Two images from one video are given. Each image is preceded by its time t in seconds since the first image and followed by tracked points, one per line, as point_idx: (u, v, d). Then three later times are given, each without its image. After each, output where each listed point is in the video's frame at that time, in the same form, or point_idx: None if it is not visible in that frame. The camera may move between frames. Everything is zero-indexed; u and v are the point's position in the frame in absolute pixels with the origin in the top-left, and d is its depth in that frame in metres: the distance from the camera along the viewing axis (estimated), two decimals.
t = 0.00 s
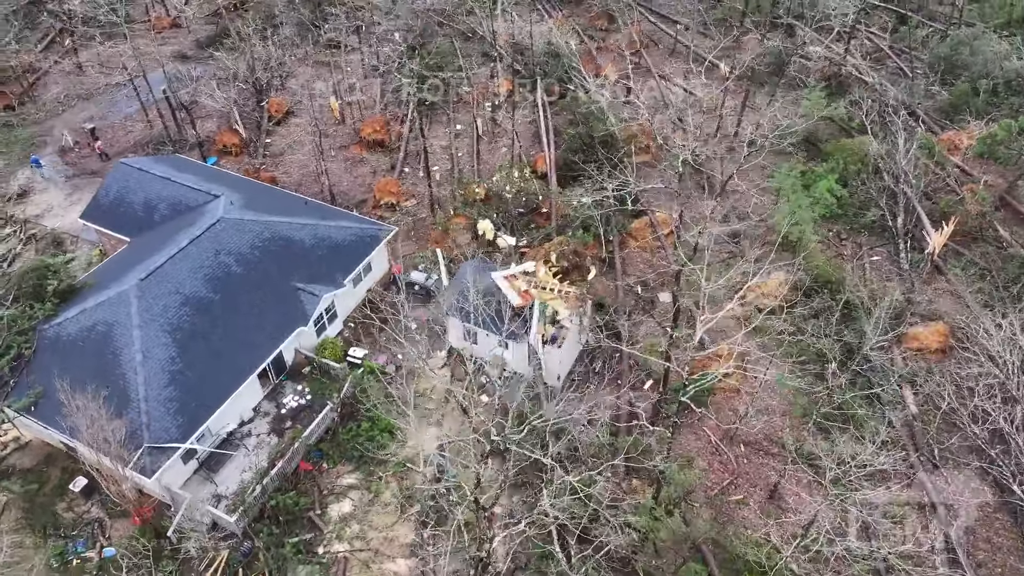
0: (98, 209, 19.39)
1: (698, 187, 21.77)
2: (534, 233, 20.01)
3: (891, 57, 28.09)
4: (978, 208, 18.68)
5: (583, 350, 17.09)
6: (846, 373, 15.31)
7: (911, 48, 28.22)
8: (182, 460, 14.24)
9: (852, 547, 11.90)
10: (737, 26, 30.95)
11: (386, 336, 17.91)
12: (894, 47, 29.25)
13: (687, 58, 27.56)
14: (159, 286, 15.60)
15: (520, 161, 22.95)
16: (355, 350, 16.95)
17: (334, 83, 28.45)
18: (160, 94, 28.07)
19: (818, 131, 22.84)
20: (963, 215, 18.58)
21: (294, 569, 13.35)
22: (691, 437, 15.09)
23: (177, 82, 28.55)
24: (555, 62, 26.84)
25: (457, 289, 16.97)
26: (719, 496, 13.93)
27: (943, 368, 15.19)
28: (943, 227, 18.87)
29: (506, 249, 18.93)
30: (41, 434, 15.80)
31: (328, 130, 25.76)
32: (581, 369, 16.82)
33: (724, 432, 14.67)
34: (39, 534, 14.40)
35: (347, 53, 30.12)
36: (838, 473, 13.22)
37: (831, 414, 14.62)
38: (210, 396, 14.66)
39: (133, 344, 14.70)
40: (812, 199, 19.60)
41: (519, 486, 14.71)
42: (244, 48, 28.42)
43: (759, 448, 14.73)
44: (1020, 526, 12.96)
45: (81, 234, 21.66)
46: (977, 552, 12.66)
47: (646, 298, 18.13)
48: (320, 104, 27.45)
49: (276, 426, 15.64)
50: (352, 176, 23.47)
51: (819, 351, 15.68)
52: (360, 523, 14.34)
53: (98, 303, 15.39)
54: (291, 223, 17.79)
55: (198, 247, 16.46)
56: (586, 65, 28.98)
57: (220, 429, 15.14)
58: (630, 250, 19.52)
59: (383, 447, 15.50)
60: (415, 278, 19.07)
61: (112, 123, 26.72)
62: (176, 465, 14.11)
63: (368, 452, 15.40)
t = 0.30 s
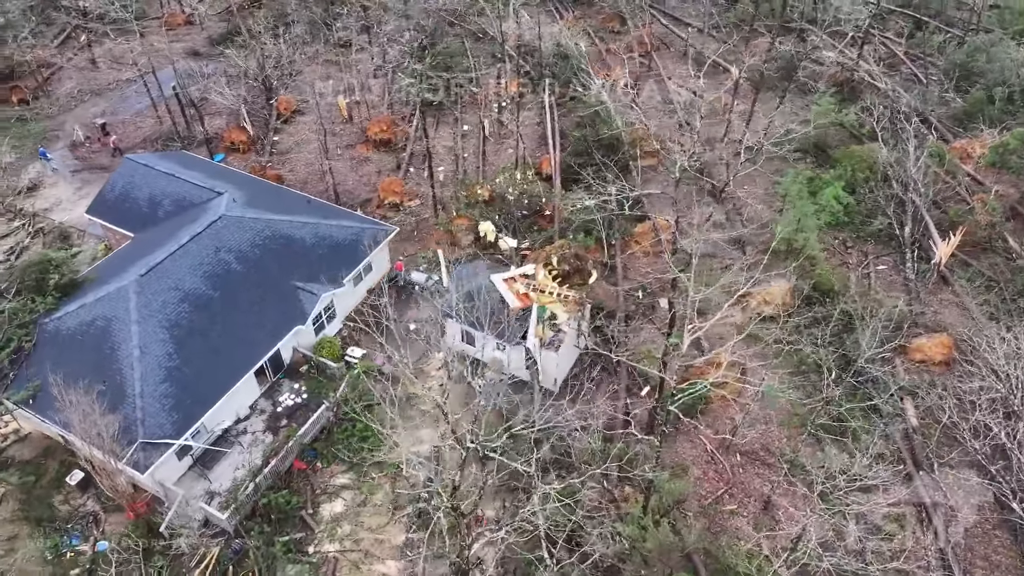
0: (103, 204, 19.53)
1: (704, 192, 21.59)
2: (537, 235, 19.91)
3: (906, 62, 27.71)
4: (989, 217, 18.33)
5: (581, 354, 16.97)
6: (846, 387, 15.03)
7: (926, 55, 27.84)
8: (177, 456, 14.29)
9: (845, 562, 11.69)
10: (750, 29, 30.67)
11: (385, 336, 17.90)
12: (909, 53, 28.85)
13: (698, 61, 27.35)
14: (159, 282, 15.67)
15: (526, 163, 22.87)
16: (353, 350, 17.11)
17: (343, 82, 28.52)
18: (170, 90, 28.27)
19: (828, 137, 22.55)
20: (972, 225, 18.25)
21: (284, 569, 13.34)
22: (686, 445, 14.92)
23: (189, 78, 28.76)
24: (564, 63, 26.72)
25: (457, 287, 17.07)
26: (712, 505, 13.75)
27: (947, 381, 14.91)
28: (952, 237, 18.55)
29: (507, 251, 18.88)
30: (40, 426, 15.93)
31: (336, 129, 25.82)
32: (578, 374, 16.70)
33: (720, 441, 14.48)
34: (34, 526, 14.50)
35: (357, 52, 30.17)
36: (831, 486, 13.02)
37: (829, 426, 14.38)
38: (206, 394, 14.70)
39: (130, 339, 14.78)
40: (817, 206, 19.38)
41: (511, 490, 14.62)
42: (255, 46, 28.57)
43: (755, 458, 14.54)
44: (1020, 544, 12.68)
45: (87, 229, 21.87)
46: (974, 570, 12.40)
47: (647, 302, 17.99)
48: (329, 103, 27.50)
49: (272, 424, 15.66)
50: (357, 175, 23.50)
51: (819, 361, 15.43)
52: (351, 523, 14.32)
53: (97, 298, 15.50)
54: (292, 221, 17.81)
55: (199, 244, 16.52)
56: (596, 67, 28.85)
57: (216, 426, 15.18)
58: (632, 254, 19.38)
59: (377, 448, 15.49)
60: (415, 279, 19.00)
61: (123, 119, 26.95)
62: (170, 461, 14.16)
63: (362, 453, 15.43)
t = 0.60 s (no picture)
0: (108, 199, 19.68)
1: (709, 197, 21.39)
2: (539, 238, 19.81)
3: (920, 69, 27.32)
4: (999, 228, 17.98)
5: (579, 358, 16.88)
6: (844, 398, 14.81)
7: (942, 61, 27.41)
8: (171, 452, 14.34)
9: None
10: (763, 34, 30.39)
11: (383, 337, 17.89)
12: (924, 59, 28.40)
13: (708, 64, 27.12)
14: (158, 279, 15.77)
15: (530, 166, 22.79)
16: (351, 349, 17.18)
17: (353, 80, 28.56)
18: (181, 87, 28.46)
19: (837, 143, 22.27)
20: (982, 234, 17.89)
21: (273, 568, 13.36)
22: (682, 452, 14.74)
23: (199, 76, 28.92)
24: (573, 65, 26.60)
25: (454, 289, 17.04)
26: (705, 515, 13.59)
27: (949, 394, 14.63)
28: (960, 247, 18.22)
29: (509, 254, 18.83)
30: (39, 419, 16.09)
31: (343, 128, 25.86)
32: (576, 378, 16.61)
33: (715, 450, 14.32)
34: (30, 518, 14.60)
35: (367, 51, 30.18)
36: (826, 499, 12.81)
37: (826, 437, 14.19)
38: (201, 390, 14.75)
39: (128, 335, 14.88)
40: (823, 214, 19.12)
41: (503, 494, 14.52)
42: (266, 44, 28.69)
43: (750, 468, 14.36)
44: (1018, 562, 12.41)
45: (94, 224, 22.07)
46: None
47: (648, 307, 17.81)
48: (337, 101, 27.54)
49: (267, 423, 15.68)
50: (362, 174, 23.52)
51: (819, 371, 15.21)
52: (342, 523, 14.32)
53: (97, 294, 15.62)
54: (294, 220, 17.84)
55: (199, 241, 16.59)
56: (605, 70, 28.68)
57: (211, 423, 15.22)
58: (633, 260, 19.28)
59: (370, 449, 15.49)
60: (414, 279, 19.09)
61: (134, 115, 27.17)
62: (164, 456, 14.21)
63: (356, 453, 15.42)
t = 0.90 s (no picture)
0: (113, 195, 19.82)
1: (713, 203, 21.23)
2: (541, 240, 19.74)
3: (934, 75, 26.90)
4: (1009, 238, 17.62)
5: (577, 363, 16.83)
6: (845, 407, 14.57)
7: (958, 67, 26.95)
8: (165, 448, 14.41)
9: None
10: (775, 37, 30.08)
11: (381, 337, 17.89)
12: (940, 65, 27.98)
13: (718, 68, 26.88)
14: (157, 275, 15.86)
15: (535, 168, 22.71)
16: (348, 349, 17.21)
17: (361, 79, 28.60)
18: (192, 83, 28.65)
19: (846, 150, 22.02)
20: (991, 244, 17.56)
21: (263, 567, 13.40)
22: (677, 460, 14.59)
23: (210, 73, 29.10)
24: (582, 67, 26.46)
25: (453, 290, 16.92)
26: (697, 524, 13.45)
27: (951, 408, 14.37)
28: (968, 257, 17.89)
29: (509, 256, 18.77)
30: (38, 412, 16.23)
31: (350, 127, 25.92)
32: (572, 382, 16.53)
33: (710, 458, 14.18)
34: (26, 510, 14.71)
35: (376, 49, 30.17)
36: (820, 512, 12.62)
37: (823, 448, 14.01)
38: (196, 387, 14.80)
39: (125, 330, 14.97)
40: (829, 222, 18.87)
41: (494, 499, 14.46)
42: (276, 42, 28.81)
43: (745, 477, 14.19)
44: None
45: (101, 218, 22.26)
46: None
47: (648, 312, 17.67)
48: (345, 100, 27.59)
49: (262, 420, 15.73)
50: (366, 173, 23.56)
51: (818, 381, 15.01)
52: (333, 523, 14.34)
53: (97, 289, 15.74)
54: (295, 219, 17.87)
55: (199, 239, 16.67)
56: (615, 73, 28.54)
57: (207, 419, 15.28)
58: (635, 264, 19.15)
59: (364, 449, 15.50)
60: (416, 280, 19.09)
61: (145, 111, 27.39)
62: (158, 452, 14.29)
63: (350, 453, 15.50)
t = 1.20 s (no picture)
0: (118, 190, 19.98)
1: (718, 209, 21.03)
2: (542, 243, 19.64)
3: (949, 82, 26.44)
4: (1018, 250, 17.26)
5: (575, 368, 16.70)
6: (843, 419, 14.34)
7: (974, 74, 26.46)
8: (159, 444, 14.47)
9: None
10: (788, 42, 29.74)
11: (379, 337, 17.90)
12: (955, 72, 27.51)
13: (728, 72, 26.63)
14: (157, 271, 15.93)
15: (539, 170, 22.62)
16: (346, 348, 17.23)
17: (370, 78, 28.62)
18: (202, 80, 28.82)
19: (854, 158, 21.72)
20: (1000, 256, 17.20)
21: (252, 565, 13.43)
22: (670, 469, 14.45)
23: (221, 70, 29.25)
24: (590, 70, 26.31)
25: (452, 293, 16.93)
26: (688, 534, 13.30)
27: (951, 422, 14.11)
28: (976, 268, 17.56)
29: (509, 259, 18.70)
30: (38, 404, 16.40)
31: (357, 126, 25.95)
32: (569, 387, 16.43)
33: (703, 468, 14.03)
34: (22, 502, 14.80)
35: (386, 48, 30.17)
36: (812, 526, 12.43)
37: (818, 460, 13.81)
38: (191, 384, 14.85)
39: (123, 326, 15.05)
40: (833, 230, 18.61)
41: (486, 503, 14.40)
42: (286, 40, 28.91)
43: (740, 488, 14.01)
44: None
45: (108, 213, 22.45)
46: None
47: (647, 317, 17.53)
48: (354, 99, 27.63)
49: (257, 419, 15.77)
50: (371, 172, 23.57)
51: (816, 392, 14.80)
52: (324, 523, 14.36)
53: (97, 284, 15.85)
54: (295, 218, 17.89)
55: (200, 236, 16.73)
56: (624, 76, 28.35)
57: (202, 416, 15.34)
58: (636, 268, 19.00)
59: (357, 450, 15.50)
60: (416, 282, 19.06)
61: (155, 107, 27.60)
62: (152, 448, 14.36)
63: (344, 453, 15.52)
